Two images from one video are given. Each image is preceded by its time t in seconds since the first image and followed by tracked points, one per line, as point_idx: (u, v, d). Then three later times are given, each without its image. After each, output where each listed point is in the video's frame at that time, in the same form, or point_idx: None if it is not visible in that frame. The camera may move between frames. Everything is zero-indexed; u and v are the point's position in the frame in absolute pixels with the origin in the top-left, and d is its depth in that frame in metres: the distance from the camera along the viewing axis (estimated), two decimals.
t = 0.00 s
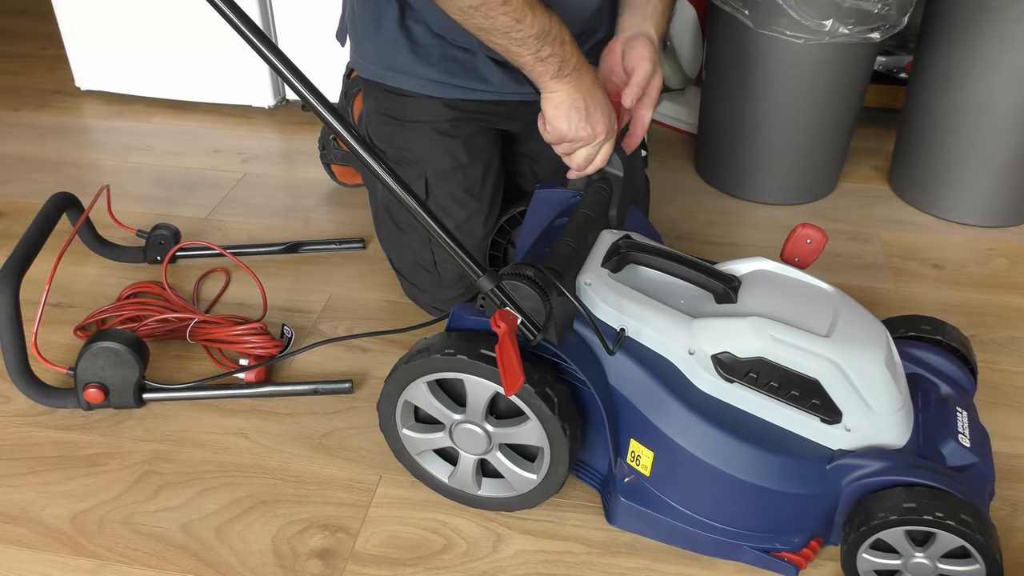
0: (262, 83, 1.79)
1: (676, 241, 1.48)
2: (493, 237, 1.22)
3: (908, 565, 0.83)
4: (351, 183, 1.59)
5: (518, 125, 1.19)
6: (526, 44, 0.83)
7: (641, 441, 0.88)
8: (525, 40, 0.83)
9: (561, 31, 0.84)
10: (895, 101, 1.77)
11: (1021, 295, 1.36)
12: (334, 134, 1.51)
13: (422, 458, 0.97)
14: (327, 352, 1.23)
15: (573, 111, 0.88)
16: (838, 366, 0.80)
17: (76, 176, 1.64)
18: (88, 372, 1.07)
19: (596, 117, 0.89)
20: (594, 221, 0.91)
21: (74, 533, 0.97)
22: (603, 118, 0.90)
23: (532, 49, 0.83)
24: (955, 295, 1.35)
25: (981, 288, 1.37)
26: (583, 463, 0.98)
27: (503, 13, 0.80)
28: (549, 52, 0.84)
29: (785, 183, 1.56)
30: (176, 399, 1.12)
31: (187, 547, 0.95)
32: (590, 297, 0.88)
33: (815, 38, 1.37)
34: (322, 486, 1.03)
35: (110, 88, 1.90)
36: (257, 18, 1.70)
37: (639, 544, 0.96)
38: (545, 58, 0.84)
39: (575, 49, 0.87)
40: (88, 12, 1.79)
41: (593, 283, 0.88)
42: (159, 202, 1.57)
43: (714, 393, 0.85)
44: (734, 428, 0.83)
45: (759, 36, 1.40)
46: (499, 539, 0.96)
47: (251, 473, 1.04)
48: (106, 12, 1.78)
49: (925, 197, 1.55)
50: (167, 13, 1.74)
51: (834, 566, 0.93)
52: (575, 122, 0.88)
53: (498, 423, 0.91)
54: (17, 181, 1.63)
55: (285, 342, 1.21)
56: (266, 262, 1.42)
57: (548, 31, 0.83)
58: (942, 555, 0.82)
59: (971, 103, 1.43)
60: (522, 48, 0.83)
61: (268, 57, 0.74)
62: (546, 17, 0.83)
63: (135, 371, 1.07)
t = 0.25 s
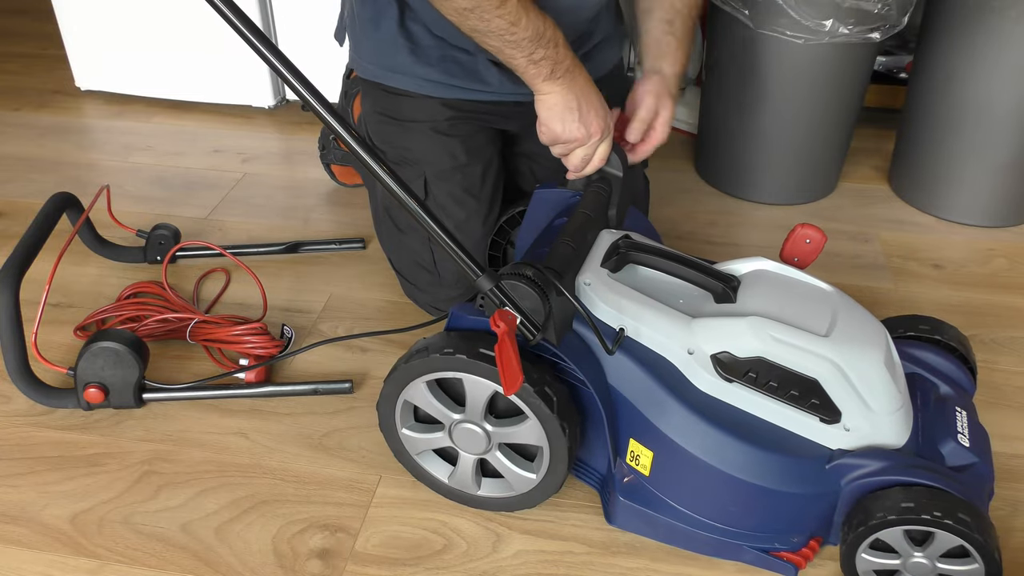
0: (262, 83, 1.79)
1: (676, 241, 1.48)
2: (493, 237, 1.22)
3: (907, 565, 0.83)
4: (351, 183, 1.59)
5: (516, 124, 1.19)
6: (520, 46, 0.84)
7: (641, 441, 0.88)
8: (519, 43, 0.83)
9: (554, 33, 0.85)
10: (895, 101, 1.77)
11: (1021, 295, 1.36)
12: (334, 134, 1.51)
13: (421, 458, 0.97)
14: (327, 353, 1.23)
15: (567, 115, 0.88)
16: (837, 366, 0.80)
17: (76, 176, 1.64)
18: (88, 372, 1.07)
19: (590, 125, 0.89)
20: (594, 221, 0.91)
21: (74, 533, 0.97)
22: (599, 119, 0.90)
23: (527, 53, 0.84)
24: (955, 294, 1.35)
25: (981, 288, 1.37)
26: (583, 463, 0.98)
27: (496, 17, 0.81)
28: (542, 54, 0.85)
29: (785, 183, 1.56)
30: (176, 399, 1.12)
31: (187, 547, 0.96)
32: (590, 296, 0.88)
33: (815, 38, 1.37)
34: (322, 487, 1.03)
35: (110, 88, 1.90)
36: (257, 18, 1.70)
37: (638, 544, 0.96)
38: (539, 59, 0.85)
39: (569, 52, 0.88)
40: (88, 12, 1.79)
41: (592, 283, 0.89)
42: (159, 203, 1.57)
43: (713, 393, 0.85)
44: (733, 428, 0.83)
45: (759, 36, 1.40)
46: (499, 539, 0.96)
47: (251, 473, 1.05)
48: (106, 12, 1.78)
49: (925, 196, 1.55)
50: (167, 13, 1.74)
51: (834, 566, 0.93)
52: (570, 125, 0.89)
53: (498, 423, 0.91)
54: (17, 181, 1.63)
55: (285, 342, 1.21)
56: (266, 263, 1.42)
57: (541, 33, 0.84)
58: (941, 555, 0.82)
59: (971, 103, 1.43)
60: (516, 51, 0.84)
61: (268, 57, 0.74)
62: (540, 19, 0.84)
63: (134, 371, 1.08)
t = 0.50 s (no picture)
0: (262, 83, 1.79)
1: (676, 241, 1.48)
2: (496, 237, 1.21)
3: (909, 565, 0.83)
4: (351, 183, 1.59)
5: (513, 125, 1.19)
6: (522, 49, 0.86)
7: (642, 442, 0.87)
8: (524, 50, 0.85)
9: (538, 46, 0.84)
10: (895, 101, 1.77)
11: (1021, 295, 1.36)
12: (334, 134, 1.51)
13: (421, 459, 0.97)
14: (327, 352, 1.23)
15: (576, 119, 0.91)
16: (838, 367, 0.81)
17: (76, 176, 1.64)
18: (88, 372, 1.07)
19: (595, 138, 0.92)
20: (595, 219, 0.91)
21: (74, 533, 0.97)
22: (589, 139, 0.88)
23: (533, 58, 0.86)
24: (955, 294, 1.35)
25: (981, 288, 1.37)
26: (584, 464, 0.98)
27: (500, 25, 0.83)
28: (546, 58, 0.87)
29: (785, 183, 1.56)
30: (176, 399, 1.11)
31: (187, 547, 0.95)
32: (591, 298, 0.88)
33: (815, 38, 1.37)
34: (322, 487, 1.03)
35: (110, 88, 1.90)
36: (257, 18, 1.70)
37: (639, 544, 0.96)
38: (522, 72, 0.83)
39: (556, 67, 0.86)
40: (88, 12, 1.79)
41: (593, 284, 0.88)
42: (159, 203, 1.57)
43: (715, 394, 0.85)
44: (735, 429, 0.83)
45: (759, 36, 1.40)
46: (500, 539, 0.96)
47: (251, 473, 1.04)
48: (106, 11, 1.78)
49: (924, 196, 1.55)
50: (167, 13, 1.74)
51: (835, 566, 0.93)
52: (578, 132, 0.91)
53: (499, 426, 0.90)
54: (17, 181, 1.62)
55: (285, 341, 1.21)
56: (266, 263, 1.42)
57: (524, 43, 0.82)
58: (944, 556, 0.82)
59: (971, 103, 1.43)
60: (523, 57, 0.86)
61: (266, 53, 0.74)
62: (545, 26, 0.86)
63: (134, 371, 1.07)
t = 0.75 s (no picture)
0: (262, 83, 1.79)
1: (676, 241, 1.48)
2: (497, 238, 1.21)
3: (915, 566, 0.83)
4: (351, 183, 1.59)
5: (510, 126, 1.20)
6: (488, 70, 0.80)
7: (647, 444, 0.87)
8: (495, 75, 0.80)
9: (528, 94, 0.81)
10: (895, 102, 1.77)
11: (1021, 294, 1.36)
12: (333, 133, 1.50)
13: (422, 459, 0.97)
14: (327, 352, 1.23)
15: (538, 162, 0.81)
16: (844, 369, 0.80)
17: (76, 176, 1.64)
18: (88, 372, 1.07)
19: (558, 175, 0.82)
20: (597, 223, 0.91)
21: (74, 533, 0.97)
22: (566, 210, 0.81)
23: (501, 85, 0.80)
24: (955, 295, 1.35)
25: (981, 288, 1.37)
26: (588, 467, 0.97)
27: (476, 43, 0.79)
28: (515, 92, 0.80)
29: (785, 184, 1.56)
30: (176, 399, 1.11)
31: (187, 547, 0.95)
32: (596, 300, 0.89)
33: (815, 38, 1.37)
34: (322, 486, 1.03)
35: (111, 88, 1.90)
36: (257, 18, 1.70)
37: (639, 545, 0.96)
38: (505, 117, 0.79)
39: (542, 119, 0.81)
40: (88, 12, 1.79)
41: (597, 286, 0.89)
42: (159, 202, 1.57)
43: (720, 396, 0.85)
44: (740, 431, 0.83)
45: (759, 36, 1.40)
46: (500, 539, 0.96)
47: (251, 473, 1.04)
48: (106, 11, 1.77)
49: (924, 197, 1.56)
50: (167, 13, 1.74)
51: (840, 566, 0.93)
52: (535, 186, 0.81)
53: (505, 430, 0.90)
54: (17, 181, 1.63)
55: (285, 342, 1.21)
56: (266, 262, 1.42)
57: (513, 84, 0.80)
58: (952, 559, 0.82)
59: (971, 103, 1.43)
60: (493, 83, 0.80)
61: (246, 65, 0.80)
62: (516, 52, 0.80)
63: (134, 371, 1.07)
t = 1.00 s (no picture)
0: (262, 83, 1.79)
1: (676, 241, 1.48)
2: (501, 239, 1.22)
3: None
4: (351, 183, 1.59)
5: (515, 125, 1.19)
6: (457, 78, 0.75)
7: (676, 453, 0.87)
8: (467, 90, 0.75)
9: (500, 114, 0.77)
10: (895, 101, 1.77)
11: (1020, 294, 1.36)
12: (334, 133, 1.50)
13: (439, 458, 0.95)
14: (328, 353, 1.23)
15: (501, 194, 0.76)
16: (875, 375, 0.81)
17: (76, 176, 1.64)
18: (88, 372, 1.06)
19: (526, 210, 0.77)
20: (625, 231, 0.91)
21: (73, 533, 0.97)
22: (531, 244, 0.77)
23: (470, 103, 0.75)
24: (955, 295, 1.35)
25: (982, 288, 1.37)
26: (617, 476, 0.96)
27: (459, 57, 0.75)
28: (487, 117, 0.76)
29: (784, 184, 1.56)
30: (176, 399, 1.11)
31: (187, 547, 0.95)
32: (624, 307, 0.90)
33: (815, 38, 1.37)
34: (322, 486, 1.02)
35: (110, 88, 1.90)
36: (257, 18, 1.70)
37: (639, 545, 0.96)
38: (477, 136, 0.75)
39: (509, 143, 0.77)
40: (88, 12, 1.78)
41: (626, 294, 0.90)
42: (159, 202, 1.57)
43: (751, 403, 0.84)
44: (773, 438, 0.82)
45: (759, 36, 1.40)
46: (500, 539, 0.96)
47: (251, 473, 1.04)
48: (105, 11, 1.77)
49: (925, 197, 1.56)
50: (167, 13, 1.73)
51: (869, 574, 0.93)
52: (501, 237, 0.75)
53: (537, 448, 0.90)
54: (17, 181, 1.62)
55: (286, 342, 1.21)
56: (266, 262, 1.42)
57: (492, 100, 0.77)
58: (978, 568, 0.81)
59: (971, 103, 1.43)
60: (464, 100, 0.75)
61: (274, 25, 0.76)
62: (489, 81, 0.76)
63: (135, 371, 1.07)
